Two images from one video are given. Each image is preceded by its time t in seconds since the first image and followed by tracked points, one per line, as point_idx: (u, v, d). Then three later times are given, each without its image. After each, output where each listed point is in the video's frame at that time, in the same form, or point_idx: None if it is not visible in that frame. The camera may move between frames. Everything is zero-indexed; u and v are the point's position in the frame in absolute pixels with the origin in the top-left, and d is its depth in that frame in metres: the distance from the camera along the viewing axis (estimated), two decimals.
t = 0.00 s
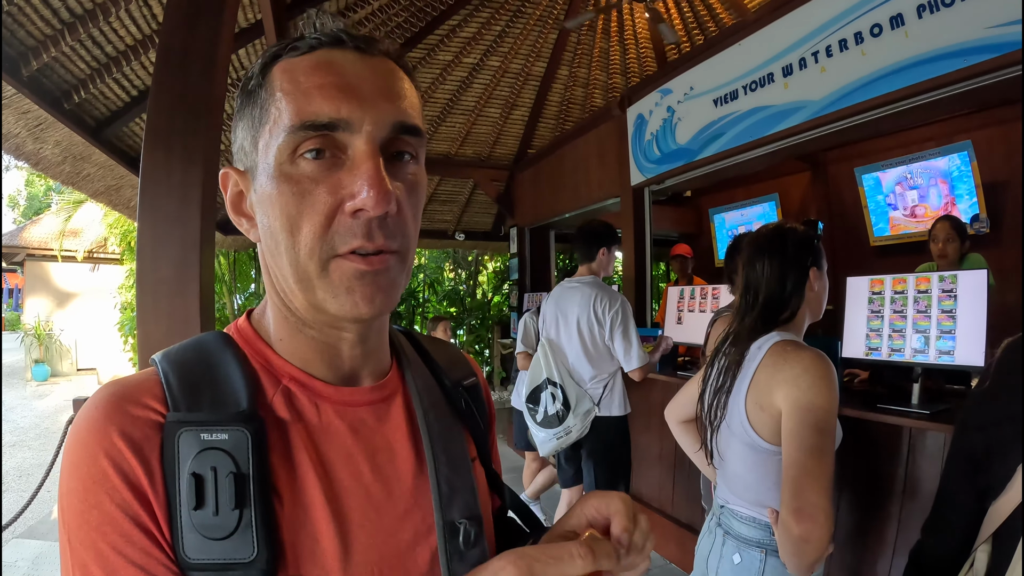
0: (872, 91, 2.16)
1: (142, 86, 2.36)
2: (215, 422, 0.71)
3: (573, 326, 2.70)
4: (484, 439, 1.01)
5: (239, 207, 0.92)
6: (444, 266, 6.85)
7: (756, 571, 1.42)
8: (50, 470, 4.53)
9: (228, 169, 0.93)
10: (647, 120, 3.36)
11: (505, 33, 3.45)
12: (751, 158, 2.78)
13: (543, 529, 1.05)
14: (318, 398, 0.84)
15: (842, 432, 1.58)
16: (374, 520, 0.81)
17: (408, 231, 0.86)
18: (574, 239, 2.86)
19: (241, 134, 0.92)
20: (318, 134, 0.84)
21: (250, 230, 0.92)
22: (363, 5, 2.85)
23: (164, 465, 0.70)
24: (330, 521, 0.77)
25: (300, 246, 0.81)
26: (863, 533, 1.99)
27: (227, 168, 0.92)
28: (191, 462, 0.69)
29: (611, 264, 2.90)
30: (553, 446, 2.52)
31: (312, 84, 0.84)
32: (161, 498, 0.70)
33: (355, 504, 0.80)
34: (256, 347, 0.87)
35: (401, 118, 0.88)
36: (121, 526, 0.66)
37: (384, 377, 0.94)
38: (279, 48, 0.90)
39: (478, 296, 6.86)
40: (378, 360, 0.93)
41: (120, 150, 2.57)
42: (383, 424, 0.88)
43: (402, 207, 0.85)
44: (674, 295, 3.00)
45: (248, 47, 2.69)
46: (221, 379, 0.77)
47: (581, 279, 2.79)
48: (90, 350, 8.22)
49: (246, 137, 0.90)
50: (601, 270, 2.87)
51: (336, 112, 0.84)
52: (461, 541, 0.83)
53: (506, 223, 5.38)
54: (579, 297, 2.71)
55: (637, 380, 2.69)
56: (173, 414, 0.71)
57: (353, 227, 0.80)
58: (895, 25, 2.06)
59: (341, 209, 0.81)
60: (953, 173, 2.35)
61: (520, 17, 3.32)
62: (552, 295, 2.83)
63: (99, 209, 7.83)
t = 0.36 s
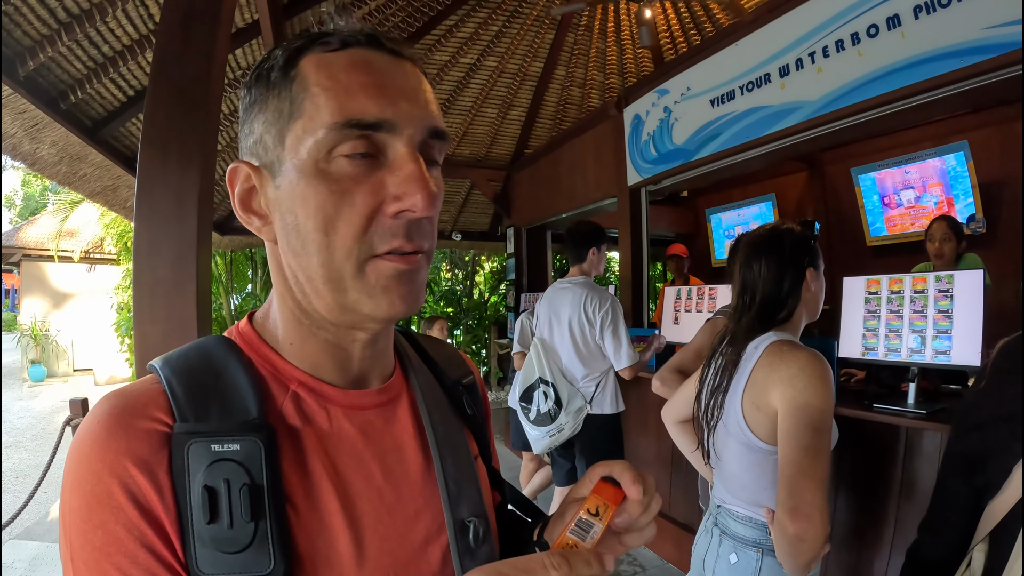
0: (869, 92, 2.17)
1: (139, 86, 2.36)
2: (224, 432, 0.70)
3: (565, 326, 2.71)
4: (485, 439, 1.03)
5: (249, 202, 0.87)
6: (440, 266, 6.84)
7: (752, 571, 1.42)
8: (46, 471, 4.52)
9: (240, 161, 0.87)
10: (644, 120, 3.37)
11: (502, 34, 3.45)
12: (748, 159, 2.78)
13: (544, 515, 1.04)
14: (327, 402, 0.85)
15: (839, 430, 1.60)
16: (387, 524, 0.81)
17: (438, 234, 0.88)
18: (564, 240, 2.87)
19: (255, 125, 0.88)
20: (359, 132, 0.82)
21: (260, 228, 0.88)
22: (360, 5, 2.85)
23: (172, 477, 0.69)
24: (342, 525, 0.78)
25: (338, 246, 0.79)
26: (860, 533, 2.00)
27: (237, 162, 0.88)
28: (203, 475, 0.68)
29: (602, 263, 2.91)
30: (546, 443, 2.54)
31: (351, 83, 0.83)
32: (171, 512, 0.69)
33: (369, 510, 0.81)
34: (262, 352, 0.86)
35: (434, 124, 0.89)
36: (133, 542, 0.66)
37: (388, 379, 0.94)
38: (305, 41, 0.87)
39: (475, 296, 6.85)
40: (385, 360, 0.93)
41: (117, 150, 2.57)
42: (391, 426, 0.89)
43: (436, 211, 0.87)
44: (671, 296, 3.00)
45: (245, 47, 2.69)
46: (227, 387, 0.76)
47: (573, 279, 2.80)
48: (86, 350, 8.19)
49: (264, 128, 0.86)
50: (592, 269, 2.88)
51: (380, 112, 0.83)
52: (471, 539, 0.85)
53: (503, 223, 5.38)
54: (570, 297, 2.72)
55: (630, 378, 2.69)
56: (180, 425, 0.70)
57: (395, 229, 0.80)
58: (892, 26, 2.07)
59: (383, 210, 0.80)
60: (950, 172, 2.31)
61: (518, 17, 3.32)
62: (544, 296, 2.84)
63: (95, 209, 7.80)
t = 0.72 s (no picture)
0: (865, 91, 2.17)
1: (134, 87, 2.36)
2: (217, 446, 0.70)
3: (559, 326, 2.71)
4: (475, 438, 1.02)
5: (295, 180, 0.80)
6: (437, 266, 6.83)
7: (748, 570, 1.42)
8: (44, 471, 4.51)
9: (295, 136, 0.80)
10: (640, 120, 3.37)
11: (498, 33, 3.45)
12: (744, 158, 2.78)
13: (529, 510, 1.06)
14: (321, 407, 0.84)
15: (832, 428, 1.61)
16: (383, 526, 0.81)
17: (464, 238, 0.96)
18: (558, 241, 2.87)
19: (304, 104, 0.83)
20: (443, 133, 0.86)
21: (308, 210, 0.81)
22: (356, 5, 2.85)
23: (165, 495, 0.69)
24: (337, 528, 0.78)
25: (417, 235, 0.81)
26: (856, 532, 2.00)
27: (287, 137, 0.81)
28: (197, 491, 0.68)
29: (595, 263, 2.91)
30: (541, 443, 2.52)
31: (430, 88, 0.88)
32: (164, 530, 0.68)
33: (364, 514, 0.81)
34: (249, 357, 0.84)
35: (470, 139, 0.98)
36: (127, 566, 0.66)
37: (379, 381, 0.94)
38: (367, 35, 0.88)
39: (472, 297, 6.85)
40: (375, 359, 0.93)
41: (113, 150, 2.56)
42: (385, 429, 0.88)
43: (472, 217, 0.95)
44: (667, 296, 2.99)
45: (241, 47, 2.68)
46: (217, 398, 0.75)
47: (567, 280, 2.80)
48: (83, 351, 8.16)
49: (329, 107, 0.82)
50: (586, 269, 2.88)
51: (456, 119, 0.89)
52: (467, 539, 0.85)
53: (500, 222, 5.38)
54: (564, 297, 2.72)
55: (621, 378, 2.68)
56: (170, 440, 0.69)
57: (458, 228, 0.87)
58: (887, 26, 2.07)
59: (453, 208, 0.85)
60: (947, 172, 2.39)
61: (514, 18, 3.32)
62: (539, 297, 2.84)
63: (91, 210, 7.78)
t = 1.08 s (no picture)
0: (860, 91, 2.17)
1: (130, 88, 2.38)
2: (207, 447, 0.69)
3: (553, 325, 2.71)
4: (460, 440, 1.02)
5: (297, 177, 0.80)
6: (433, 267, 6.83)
7: (739, 571, 1.42)
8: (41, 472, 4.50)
9: (299, 134, 0.80)
10: (635, 120, 3.37)
11: (495, 33, 3.45)
12: (739, 159, 2.78)
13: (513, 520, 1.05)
14: (311, 408, 0.83)
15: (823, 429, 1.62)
16: (372, 528, 0.81)
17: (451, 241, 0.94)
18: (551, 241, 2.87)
19: (299, 102, 0.83)
20: (442, 139, 0.86)
21: (308, 209, 0.80)
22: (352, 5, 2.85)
23: (153, 497, 0.68)
24: (326, 530, 0.78)
25: (415, 237, 0.82)
26: (851, 532, 2.00)
27: (290, 135, 0.80)
28: (188, 494, 0.67)
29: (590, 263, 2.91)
30: (533, 441, 2.53)
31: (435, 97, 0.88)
32: (152, 532, 0.68)
33: (354, 517, 0.80)
34: (237, 356, 0.83)
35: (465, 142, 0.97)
36: (114, 570, 0.65)
37: (368, 382, 0.94)
38: (370, 38, 0.88)
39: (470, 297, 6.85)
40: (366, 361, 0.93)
41: (108, 151, 2.57)
42: (374, 431, 0.89)
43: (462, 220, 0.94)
44: (664, 296, 2.99)
45: (237, 47, 2.68)
46: (207, 398, 0.74)
47: (562, 279, 2.80)
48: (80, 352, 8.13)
49: (332, 106, 0.81)
50: (580, 270, 2.88)
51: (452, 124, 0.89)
52: (454, 541, 0.85)
53: (496, 223, 5.37)
54: (559, 296, 2.72)
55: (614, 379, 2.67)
56: (159, 441, 0.68)
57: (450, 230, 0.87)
58: (882, 26, 2.07)
59: (449, 214, 0.86)
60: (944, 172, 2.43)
61: (510, 19, 3.32)
62: (534, 296, 2.85)
63: (89, 210, 7.75)
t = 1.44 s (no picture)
0: (859, 92, 2.17)
1: (129, 88, 2.38)
2: (220, 430, 0.70)
3: (554, 326, 2.71)
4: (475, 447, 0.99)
5: (258, 196, 0.88)
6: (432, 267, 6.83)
7: (737, 572, 1.42)
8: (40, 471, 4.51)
9: (258, 155, 0.88)
10: (635, 121, 3.36)
11: (495, 34, 3.45)
12: (739, 160, 2.78)
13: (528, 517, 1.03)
14: (322, 404, 0.84)
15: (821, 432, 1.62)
16: (376, 525, 0.81)
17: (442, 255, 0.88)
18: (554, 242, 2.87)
19: (275, 120, 0.88)
20: (390, 156, 0.81)
21: (267, 223, 0.88)
22: (352, 6, 2.85)
23: (168, 475, 0.69)
24: (334, 526, 0.77)
25: (344, 260, 0.79)
26: (850, 532, 2.00)
27: (253, 154, 0.88)
28: (200, 473, 0.68)
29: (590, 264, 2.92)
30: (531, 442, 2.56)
31: (387, 98, 0.82)
32: (165, 509, 0.68)
33: (361, 511, 0.81)
34: (257, 351, 0.85)
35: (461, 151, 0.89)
36: (126, 540, 0.65)
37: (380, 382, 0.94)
38: (339, 47, 0.87)
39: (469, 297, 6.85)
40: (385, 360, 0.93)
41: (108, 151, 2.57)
42: (383, 431, 0.89)
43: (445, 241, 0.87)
44: (663, 297, 2.99)
45: (237, 48, 2.68)
46: (225, 384, 0.75)
47: (563, 280, 2.81)
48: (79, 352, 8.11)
49: (282, 127, 0.86)
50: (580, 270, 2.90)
51: (411, 134, 0.81)
52: (457, 545, 0.83)
53: (496, 224, 5.38)
54: (559, 296, 2.72)
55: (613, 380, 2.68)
56: (177, 423, 0.70)
57: (403, 252, 0.80)
58: (880, 27, 2.08)
59: (394, 233, 0.80)
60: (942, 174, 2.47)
61: (510, 18, 3.33)
62: (534, 297, 2.84)
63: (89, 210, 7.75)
